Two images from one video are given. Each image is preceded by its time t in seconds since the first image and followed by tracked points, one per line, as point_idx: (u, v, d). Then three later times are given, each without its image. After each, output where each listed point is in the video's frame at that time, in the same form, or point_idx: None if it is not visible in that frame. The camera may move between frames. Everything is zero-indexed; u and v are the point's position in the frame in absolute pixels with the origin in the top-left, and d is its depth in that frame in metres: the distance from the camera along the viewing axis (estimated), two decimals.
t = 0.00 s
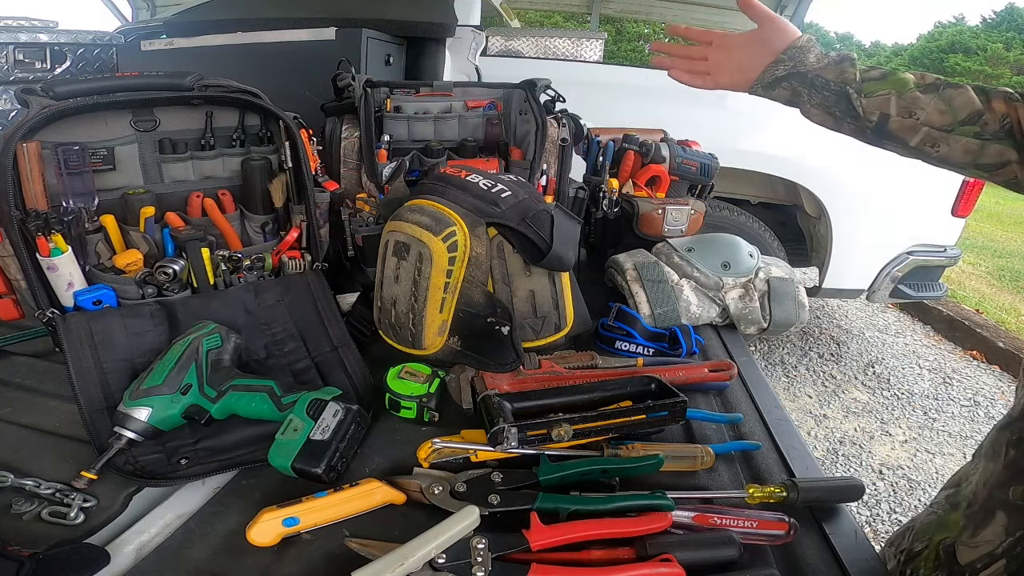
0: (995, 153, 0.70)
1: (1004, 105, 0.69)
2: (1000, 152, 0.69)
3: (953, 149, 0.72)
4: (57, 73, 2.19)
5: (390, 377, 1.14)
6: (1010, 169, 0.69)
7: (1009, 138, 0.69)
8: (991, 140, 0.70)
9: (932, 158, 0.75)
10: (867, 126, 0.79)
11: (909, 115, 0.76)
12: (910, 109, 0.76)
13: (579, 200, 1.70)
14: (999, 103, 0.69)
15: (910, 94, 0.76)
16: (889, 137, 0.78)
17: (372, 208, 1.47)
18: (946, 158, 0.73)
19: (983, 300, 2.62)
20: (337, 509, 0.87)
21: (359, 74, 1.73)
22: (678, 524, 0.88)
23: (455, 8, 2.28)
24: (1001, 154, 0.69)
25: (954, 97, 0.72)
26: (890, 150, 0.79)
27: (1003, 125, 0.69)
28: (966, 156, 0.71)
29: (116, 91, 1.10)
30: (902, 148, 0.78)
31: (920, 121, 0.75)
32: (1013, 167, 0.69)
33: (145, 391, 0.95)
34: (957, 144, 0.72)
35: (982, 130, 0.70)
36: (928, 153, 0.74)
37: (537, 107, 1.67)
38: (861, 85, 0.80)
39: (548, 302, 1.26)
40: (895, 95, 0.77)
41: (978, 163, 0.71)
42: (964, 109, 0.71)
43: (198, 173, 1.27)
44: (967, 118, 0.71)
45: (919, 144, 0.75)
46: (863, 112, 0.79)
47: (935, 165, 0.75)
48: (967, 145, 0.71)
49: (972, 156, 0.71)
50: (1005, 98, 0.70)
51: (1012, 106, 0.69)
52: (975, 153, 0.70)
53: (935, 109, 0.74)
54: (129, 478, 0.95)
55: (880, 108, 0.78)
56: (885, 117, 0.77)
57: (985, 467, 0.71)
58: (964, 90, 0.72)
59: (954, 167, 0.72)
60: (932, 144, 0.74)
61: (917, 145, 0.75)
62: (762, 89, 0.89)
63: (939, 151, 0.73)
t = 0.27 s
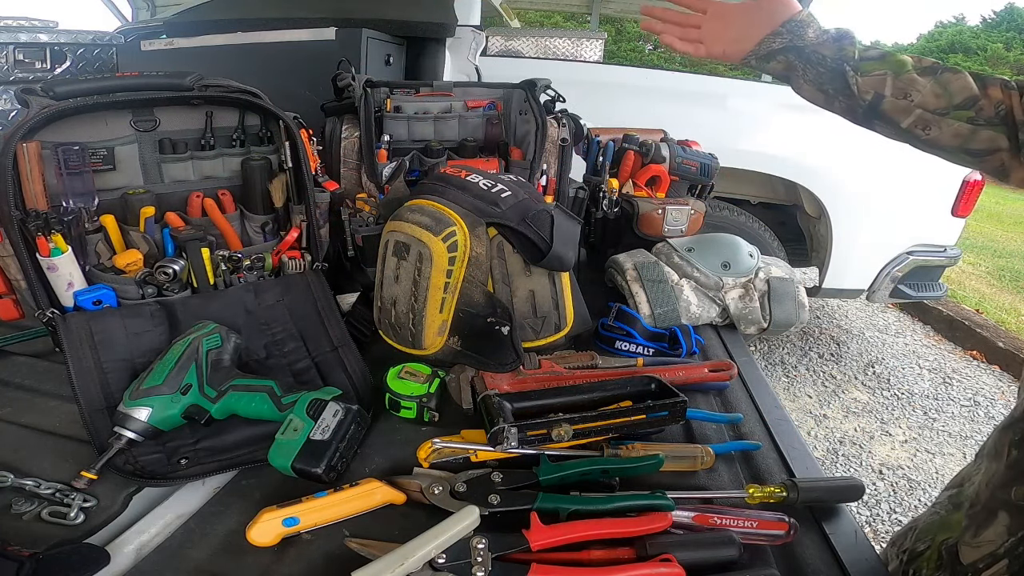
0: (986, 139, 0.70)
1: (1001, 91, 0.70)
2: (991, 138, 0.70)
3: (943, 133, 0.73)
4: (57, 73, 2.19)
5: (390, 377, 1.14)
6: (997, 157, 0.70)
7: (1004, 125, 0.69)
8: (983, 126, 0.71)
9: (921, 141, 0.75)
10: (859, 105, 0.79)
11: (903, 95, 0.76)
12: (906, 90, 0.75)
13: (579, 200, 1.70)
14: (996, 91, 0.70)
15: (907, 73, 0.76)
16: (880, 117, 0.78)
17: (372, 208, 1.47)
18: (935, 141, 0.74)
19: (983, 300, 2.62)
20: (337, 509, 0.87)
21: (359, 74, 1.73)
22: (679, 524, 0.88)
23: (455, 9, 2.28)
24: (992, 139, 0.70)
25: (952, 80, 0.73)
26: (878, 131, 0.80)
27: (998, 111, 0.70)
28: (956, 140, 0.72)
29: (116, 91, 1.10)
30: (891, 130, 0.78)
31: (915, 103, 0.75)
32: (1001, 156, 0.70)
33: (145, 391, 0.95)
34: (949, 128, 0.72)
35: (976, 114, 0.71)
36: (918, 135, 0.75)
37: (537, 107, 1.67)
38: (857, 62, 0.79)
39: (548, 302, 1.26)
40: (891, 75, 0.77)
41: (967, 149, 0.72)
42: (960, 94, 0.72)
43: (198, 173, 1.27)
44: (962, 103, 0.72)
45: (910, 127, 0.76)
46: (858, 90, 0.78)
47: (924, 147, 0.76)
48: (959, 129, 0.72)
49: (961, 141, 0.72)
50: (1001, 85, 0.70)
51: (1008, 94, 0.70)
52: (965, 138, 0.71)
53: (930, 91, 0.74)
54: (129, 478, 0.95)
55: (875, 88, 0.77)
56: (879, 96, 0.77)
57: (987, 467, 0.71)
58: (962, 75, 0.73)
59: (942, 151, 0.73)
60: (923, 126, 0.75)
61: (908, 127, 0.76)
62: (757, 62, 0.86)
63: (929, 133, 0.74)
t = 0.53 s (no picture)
0: (962, 113, 0.74)
1: (980, 67, 0.74)
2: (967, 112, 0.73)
3: (918, 103, 0.76)
4: (57, 72, 2.18)
5: (390, 377, 1.13)
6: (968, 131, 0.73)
7: (980, 100, 0.73)
8: (957, 100, 0.74)
9: (897, 110, 0.78)
10: (837, 71, 0.80)
11: (885, 64, 0.78)
12: (886, 59, 0.78)
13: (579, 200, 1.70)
14: (977, 66, 0.74)
15: (890, 44, 0.78)
16: (856, 84, 0.80)
17: (372, 208, 1.47)
18: (910, 111, 0.77)
19: (983, 300, 2.62)
20: (337, 509, 0.87)
21: (359, 74, 1.73)
22: (679, 524, 0.88)
23: (455, 8, 2.27)
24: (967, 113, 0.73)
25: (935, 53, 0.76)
26: (849, 100, 0.82)
27: (978, 85, 0.73)
28: (931, 111, 0.76)
29: (116, 91, 1.10)
30: (864, 98, 0.81)
31: (895, 72, 0.77)
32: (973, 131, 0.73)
33: (145, 391, 0.95)
34: (922, 100, 0.76)
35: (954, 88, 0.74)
36: (895, 104, 0.78)
37: (537, 107, 1.67)
38: (842, 26, 0.79)
39: (548, 302, 1.26)
40: (874, 42, 0.78)
41: (941, 120, 0.76)
42: (940, 67, 0.76)
43: (198, 172, 1.27)
44: (942, 76, 0.75)
45: (885, 96, 0.78)
46: (840, 55, 0.79)
47: (896, 117, 0.79)
48: (934, 102, 0.76)
49: (937, 112, 0.75)
50: (981, 63, 0.74)
51: (988, 70, 0.73)
52: (940, 111, 0.75)
53: (912, 63, 0.77)
54: (129, 478, 0.95)
55: (857, 54, 0.79)
56: (859, 62, 0.79)
57: (987, 466, 0.71)
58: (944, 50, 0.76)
59: (916, 121, 0.77)
60: (899, 96, 0.78)
61: (885, 95, 0.78)
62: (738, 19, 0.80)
63: (906, 103, 0.78)
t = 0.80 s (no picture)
0: (965, 111, 0.65)
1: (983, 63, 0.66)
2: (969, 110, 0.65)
3: (918, 99, 0.67)
4: (57, 72, 2.18)
5: (390, 377, 1.13)
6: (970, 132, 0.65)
7: (983, 97, 0.65)
8: (962, 96, 0.65)
9: (894, 104, 0.68)
10: (831, 59, 0.69)
11: (886, 54, 0.67)
12: (887, 49, 0.67)
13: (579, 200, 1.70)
14: (981, 60, 0.66)
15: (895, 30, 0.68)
16: (852, 74, 0.69)
17: (372, 208, 1.47)
18: (908, 106, 0.67)
19: (983, 300, 2.62)
20: (337, 509, 0.87)
21: (359, 74, 1.73)
22: (679, 524, 0.88)
23: (455, 8, 2.27)
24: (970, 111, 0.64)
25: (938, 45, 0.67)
26: (839, 94, 0.71)
27: (983, 82, 0.65)
28: (932, 109, 0.66)
29: (116, 91, 1.10)
30: (857, 91, 0.69)
31: (897, 63, 0.67)
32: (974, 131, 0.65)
33: (145, 391, 0.95)
34: (925, 95, 0.66)
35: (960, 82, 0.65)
36: (893, 98, 0.67)
37: (537, 107, 1.67)
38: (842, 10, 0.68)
39: (548, 302, 1.26)
40: (875, 30, 0.68)
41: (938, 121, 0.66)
42: (943, 59, 0.67)
43: (198, 173, 1.27)
44: (946, 69, 0.66)
45: (883, 88, 0.68)
46: (839, 40, 0.68)
47: (889, 113, 0.69)
48: (937, 96, 0.66)
49: (937, 109, 0.66)
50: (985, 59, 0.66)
51: (989, 66, 0.66)
52: (941, 107, 0.66)
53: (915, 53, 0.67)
54: (129, 478, 0.95)
55: (857, 41, 0.68)
56: (859, 51, 0.68)
57: (982, 467, 0.71)
58: (946, 42, 0.68)
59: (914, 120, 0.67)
60: (899, 89, 0.67)
61: (882, 87, 0.67)
62: None
63: (906, 97, 0.67)
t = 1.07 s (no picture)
0: (949, 107, 0.65)
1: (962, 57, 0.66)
2: (952, 107, 0.65)
3: (901, 95, 0.67)
4: (57, 72, 2.18)
5: (390, 377, 1.13)
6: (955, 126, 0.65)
7: (969, 91, 0.65)
8: (947, 91, 0.66)
9: (875, 101, 0.68)
10: (806, 56, 0.68)
11: (861, 49, 0.67)
12: (863, 42, 0.68)
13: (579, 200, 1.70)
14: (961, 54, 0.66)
15: (865, 23, 0.68)
16: (828, 73, 0.68)
17: (372, 208, 1.47)
18: (891, 104, 0.67)
19: (983, 300, 2.61)
20: (337, 509, 0.87)
21: (359, 74, 1.73)
22: (679, 524, 0.88)
23: (455, 8, 2.27)
24: (954, 108, 0.65)
25: (910, 40, 0.68)
26: (814, 94, 0.70)
27: (966, 75, 0.65)
28: (915, 105, 0.66)
29: (116, 91, 1.10)
30: (835, 91, 0.69)
31: (876, 58, 0.67)
32: (962, 127, 0.65)
33: (145, 391, 0.95)
34: (908, 92, 0.66)
35: (944, 77, 0.66)
36: (874, 95, 0.67)
37: (537, 107, 1.66)
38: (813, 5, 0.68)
39: (548, 302, 1.26)
40: (847, 23, 0.68)
41: (923, 116, 0.66)
42: (920, 54, 0.67)
43: (198, 173, 1.27)
44: (925, 64, 0.67)
45: (863, 86, 0.67)
46: (813, 35, 0.67)
47: (868, 112, 0.69)
48: (919, 92, 0.66)
49: (920, 105, 0.66)
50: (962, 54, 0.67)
51: (969, 58, 0.66)
52: (925, 104, 0.66)
53: (892, 48, 0.67)
54: (129, 478, 0.95)
55: (831, 35, 0.67)
56: (835, 45, 0.67)
57: (982, 468, 0.71)
58: (920, 36, 0.69)
59: (899, 115, 0.67)
60: (881, 86, 0.67)
61: (862, 84, 0.67)
62: None
63: (887, 94, 0.67)
